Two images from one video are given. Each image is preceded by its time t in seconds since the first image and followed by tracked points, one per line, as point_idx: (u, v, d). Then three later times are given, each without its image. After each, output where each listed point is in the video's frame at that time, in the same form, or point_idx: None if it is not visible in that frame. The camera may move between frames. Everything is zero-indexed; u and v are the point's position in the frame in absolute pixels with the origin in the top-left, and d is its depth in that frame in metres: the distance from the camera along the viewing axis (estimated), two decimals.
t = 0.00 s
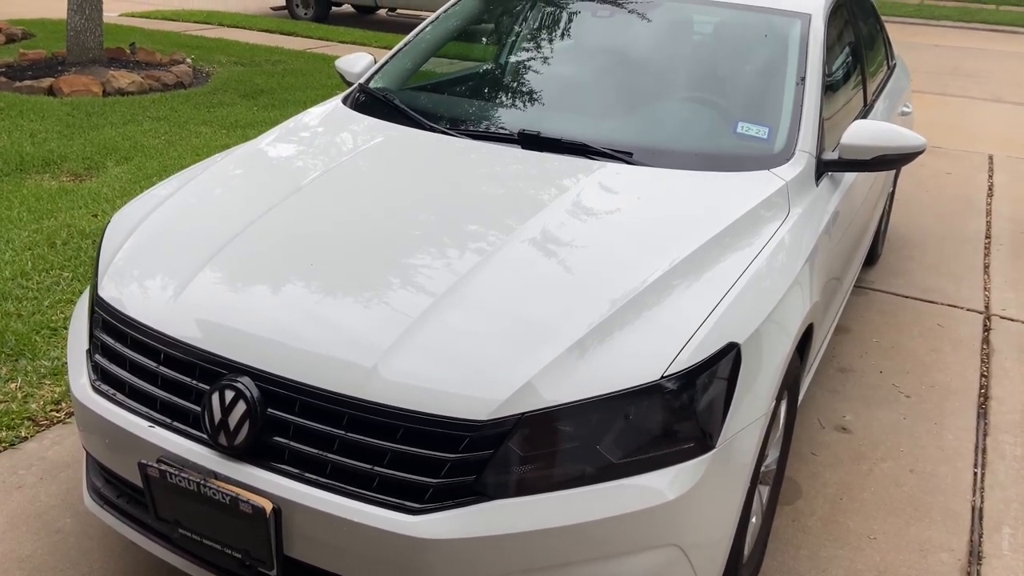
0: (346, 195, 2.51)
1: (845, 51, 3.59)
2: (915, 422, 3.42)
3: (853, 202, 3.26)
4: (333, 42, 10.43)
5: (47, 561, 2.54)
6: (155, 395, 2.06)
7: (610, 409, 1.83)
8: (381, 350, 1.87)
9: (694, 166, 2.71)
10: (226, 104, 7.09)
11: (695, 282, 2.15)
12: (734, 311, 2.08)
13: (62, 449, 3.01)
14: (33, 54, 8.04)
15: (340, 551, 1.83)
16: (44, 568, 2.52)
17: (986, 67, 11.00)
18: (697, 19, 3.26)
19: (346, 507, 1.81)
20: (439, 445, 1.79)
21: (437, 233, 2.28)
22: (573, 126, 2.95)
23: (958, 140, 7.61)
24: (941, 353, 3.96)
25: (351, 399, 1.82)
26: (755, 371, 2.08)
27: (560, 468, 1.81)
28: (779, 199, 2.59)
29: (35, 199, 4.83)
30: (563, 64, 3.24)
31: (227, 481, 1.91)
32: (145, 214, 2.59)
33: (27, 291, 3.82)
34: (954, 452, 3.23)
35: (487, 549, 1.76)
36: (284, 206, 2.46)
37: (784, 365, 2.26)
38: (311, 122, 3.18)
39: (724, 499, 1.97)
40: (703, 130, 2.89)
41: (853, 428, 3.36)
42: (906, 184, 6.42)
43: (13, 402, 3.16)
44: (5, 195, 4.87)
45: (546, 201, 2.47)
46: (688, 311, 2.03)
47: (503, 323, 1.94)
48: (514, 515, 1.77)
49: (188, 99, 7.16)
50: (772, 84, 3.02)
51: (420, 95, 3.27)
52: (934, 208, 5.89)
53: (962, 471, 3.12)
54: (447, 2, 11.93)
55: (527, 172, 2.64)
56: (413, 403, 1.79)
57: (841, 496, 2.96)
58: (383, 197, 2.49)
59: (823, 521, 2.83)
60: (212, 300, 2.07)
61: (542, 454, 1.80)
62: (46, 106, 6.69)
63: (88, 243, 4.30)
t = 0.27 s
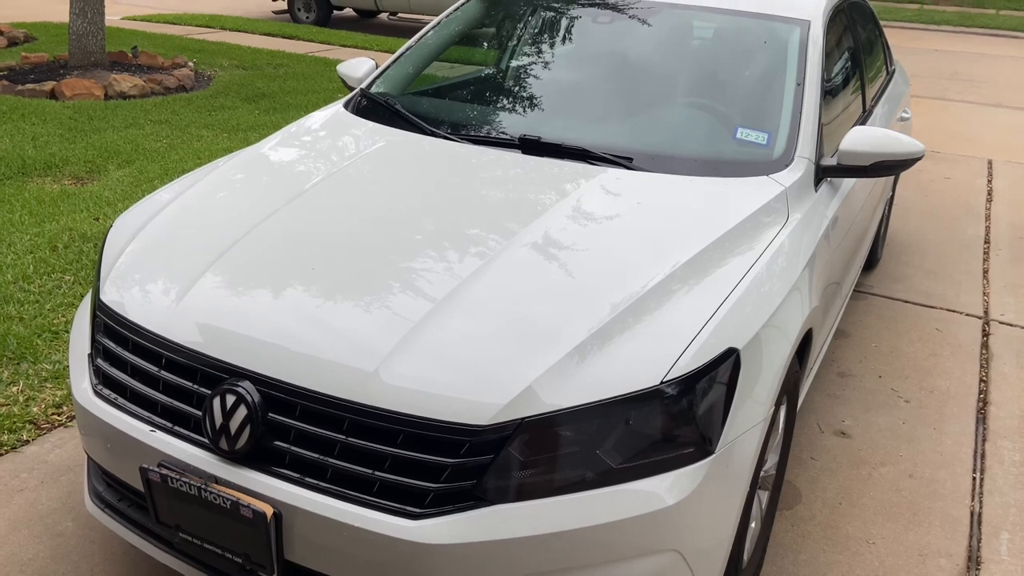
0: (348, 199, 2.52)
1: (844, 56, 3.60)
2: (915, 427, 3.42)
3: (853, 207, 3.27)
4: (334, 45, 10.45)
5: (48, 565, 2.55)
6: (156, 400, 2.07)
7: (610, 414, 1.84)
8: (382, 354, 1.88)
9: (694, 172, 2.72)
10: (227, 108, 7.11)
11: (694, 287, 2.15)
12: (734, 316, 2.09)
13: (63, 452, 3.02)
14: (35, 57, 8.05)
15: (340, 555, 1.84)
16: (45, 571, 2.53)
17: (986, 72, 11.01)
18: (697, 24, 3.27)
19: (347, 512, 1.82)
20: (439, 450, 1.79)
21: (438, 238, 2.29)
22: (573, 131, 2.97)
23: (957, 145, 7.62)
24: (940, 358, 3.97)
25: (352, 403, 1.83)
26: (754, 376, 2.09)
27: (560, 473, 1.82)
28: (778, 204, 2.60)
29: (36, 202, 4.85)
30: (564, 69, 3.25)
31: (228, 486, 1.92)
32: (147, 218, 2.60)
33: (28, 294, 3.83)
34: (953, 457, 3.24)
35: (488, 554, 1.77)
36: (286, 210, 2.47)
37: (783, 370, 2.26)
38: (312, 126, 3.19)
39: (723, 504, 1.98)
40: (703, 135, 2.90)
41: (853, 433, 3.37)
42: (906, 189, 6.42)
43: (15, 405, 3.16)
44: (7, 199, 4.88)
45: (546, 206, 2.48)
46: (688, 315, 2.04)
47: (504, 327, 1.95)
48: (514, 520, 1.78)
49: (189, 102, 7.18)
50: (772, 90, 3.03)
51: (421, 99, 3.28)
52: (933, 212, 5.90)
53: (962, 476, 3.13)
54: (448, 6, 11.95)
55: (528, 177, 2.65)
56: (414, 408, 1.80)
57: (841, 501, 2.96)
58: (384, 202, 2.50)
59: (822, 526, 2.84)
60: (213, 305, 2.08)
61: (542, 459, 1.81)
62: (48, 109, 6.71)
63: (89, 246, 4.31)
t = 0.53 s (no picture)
0: (350, 202, 2.52)
1: (846, 59, 3.60)
2: (917, 431, 3.42)
3: (855, 211, 3.27)
4: (336, 49, 10.45)
5: (49, 568, 2.54)
6: (159, 402, 2.06)
7: (613, 418, 1.83)
8: (385, 356, 1.88)
9: (696, 175, 2.72)
10: (229, 111, 7.11)
11: (697, 290, 2.15)
12: (737, 320, 2.09)
13: (65, 455, 3.01)
14: (36, 60, 8.06)
15: (343, 559, 1.84)
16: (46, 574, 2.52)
17: (987, 76, 11.01)
18: (699, 28, 3.27)
19: (349, 515, 1.81)
20: (442, 453, 1.79)
21: (440, 241, 2.28)
22: (575, 134, 2.97)
23: (959, 149, 7.62)
24: (942, 362, 3.97)
25: (354, 407, 1.83)
26: (757, 380, 2.09)
27: (563, 476, 1.81)
28: (781, 208, 2.60)
29: (38, 205, 4.85)
30: (566, 72, 3.25)
31: (231, 489, 1.91)
32: (149, 221, 2.60)
33: (30, 297, 3.83)
34: (955, 462, 3.23)
35: (491, 557, 1.76)
36: (288, 213, 2.47)
37: (786, 374, 2.26)
38: (314, 130, 3.19)
39: (726, 507, 1.98)
40: (706, 138, 2.90)
41: (855, 437, 3.36)
42: (907, 193, 6.42)
43: (16, 407, 3.16)
44: (8, 201, 4.88)
45: (548, 209, 2.48)
46: (691, 319, 2.03)
47: (506, 330, 1.94)
48: (518, 523, 1.77)
49: (190, 105, 7.18)
50: (775, 93, 3.03)
51: (423, 102, 3.28)
52: (935, 217, 5.90)
53: (964, 480, 3.13)
54: (449, 10, 11.96)
55: (530, 180, 2.65)
56: (417, 411, 1.80)
57: (843, 505, 2.96)
58: (386, 205, 2.50)
59: (825, 530, 2.83)
60: (216, 307, 2.08)
61: (545, 462, 1.80)
62: (50, 112, 6.71)
63: (91, 249, 4.31)
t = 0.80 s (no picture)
0: (352, 205, 2.52)
1: (848, 62, 3.60)
2: (919, 435, 3.41)
3: (857, 214, 3.26)
4: (338, 52, 10.47)
5: (51, 570, 2.54)
6: (161, 404, 2.06)
7: (615, 420, 1.83)
8: (387, 359, 1.88)
9: (698, 178, 2.72)
10: (231, 114, 7.12)
11: (699, 293, 2.15)
12: (738, 322, 2.08)
13: (67, 457, 3.01)
14: (39, 63, 8.08)
15: (345, 561, 1.84)
16: None
17: (989, 80, 11.01)
18: (700, 30, 3.27)
19: (351, 517, 1.81)
20: (444, 455, 1.79)
21: (442, 244, 2.29)
22: (577, 137, 2.97)
23: (961, 152, 7.62)
24: (944, 365, 3.96)
25: (356, 409, 1.83)
26: (759, 383, 2.09)
27: (565, 479, 1.81)
28: (783, 211, 2.59)
29: (40, 208, 4.85)
30: (568, 75, 3.26)
31: (233, 490, 1.92)
32: (151, 223, 2.60)
33: (32, 299, 3.83)
34: (958, 465, 3.23)
35: (492, 560, 1.76)
36: (290, 216, 2.47)
37: (788, 377, 2.26)
38: (316, 132, 3.19)
39: (729, 510, 1.97)
40: (707, 141, 2.90)
41: (857, 440, 3.36)
42: (909, 196, 6.42)
43: (18, 410, 3.16)
44: (10, 204, 4.89)
45: (550, 211, 2.48)
46: (692, 321, 2.03)
47: (508, 333, 1.94)
48: (519, 526, 1.77)
49: (193, 109, 7.19)
50: (776, 96, 3.03)
51: (425, 105, 3.29)
52: (937, 220, 5.90)
53: (967, 483, 3.12)
54: (451, 13, 11.97)
55: (532, 183, 2.66)
56: (418, 413, 1.80)
57: (845, 508, 2.96)
58: (388, 207, 2.50)
59: (827, 534, 2.83)
60: (218, 309, 2.08)
61: (547, 464, 1.80)
62: (52, 115, 6.73)
63: (93, 251, 4.31)
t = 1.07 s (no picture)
0: (353, 208, 2.53)
1: (849, 66, 3.60)
2: (921, 438, 3.41)
3: (858, 217, 3.27)
4: (340, 56, 10.49)
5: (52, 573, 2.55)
6: (163, 407, 2.07)
7: (616, 424, 1.83)
8: (388, 362, 1.88)
9: (699, 182, 2.72)
10: (233, 118, 7.13)
11: (700, 297, 2.15)
12: (739, 326, 2.09)
13: (69, 460, 3.02)
14: (42, 67, 8.10)
15: (346, 564, 1.84)
16: None
17: (991, 83, 11.01)
18: (702, 34, 3.27)
19: (352, 521, 1.82)
20: (445, 458, 1.79)
21: (444, 248, 2.29)
22: (578, 141, 2.97)
23: (963, 155, 7.62)
24: (946, 369, 3.96)
25: (357, 412, 1.83)
26: (760, 386, 2.09)
27: (566, 482, 1.81)
28: (784, 215, 2.60)
29: (43, 211, 4.87)
30: (569, 79, 3.26)
31: (234, 494, 1.92)
32: (153, 227, 2.61)
33: (35, 302, 3.84)
34: (959, 469, 3.23)
35: (493, 563, 1.76)
36: (292, 219, 2.48)
37: (789, 381, 2.26)
38: (318, 136, 3.20)
39: (730, 513, 1.97)
40: (709, 145, 2.91)
41: (859, 444, 3.36)
42: (911, 200, 6.41)
43: (20, 413, 3.17)
44: (13, 208, 4.90)
45: (551, 215, 2.49)
46: (693, 325, 2.04)
47: (509, 336, 1.95)
48: (520, 530, 1.77)
49: (196, 112, 7.21)
50: (777, 100, 3.03)
51: (426, 109, 3.30)
52: (939, 223, 5.90)
53: (969, 487, 3.12)
54: (453, 17, 12.00)
55: (533, 186, 2.66)
56: (419, 417, 1.80)
57: (847, 512, 2.95)
58: (390, 211, 2.51)
59: (828, 537, 2.83)
60: (220, 313, 2.09)
61: (548, 468, 1.80)
62: (56, 119, 6.74)
63: (96, 255, 4.32)
